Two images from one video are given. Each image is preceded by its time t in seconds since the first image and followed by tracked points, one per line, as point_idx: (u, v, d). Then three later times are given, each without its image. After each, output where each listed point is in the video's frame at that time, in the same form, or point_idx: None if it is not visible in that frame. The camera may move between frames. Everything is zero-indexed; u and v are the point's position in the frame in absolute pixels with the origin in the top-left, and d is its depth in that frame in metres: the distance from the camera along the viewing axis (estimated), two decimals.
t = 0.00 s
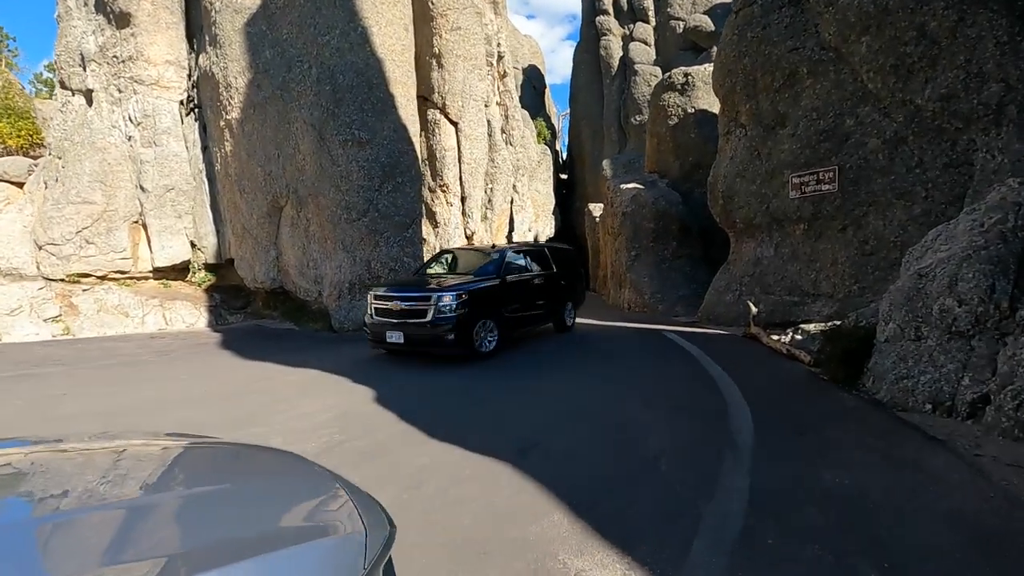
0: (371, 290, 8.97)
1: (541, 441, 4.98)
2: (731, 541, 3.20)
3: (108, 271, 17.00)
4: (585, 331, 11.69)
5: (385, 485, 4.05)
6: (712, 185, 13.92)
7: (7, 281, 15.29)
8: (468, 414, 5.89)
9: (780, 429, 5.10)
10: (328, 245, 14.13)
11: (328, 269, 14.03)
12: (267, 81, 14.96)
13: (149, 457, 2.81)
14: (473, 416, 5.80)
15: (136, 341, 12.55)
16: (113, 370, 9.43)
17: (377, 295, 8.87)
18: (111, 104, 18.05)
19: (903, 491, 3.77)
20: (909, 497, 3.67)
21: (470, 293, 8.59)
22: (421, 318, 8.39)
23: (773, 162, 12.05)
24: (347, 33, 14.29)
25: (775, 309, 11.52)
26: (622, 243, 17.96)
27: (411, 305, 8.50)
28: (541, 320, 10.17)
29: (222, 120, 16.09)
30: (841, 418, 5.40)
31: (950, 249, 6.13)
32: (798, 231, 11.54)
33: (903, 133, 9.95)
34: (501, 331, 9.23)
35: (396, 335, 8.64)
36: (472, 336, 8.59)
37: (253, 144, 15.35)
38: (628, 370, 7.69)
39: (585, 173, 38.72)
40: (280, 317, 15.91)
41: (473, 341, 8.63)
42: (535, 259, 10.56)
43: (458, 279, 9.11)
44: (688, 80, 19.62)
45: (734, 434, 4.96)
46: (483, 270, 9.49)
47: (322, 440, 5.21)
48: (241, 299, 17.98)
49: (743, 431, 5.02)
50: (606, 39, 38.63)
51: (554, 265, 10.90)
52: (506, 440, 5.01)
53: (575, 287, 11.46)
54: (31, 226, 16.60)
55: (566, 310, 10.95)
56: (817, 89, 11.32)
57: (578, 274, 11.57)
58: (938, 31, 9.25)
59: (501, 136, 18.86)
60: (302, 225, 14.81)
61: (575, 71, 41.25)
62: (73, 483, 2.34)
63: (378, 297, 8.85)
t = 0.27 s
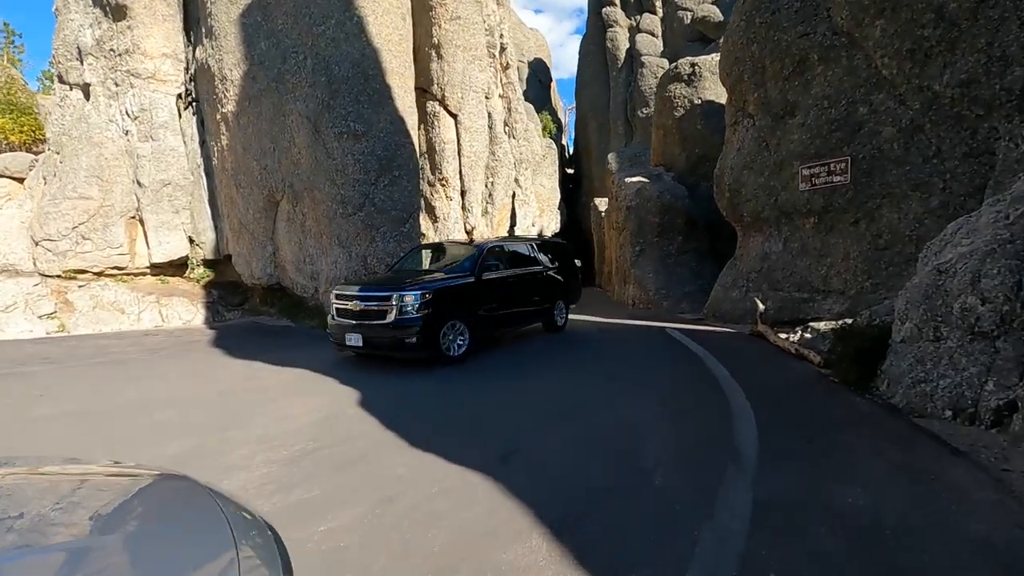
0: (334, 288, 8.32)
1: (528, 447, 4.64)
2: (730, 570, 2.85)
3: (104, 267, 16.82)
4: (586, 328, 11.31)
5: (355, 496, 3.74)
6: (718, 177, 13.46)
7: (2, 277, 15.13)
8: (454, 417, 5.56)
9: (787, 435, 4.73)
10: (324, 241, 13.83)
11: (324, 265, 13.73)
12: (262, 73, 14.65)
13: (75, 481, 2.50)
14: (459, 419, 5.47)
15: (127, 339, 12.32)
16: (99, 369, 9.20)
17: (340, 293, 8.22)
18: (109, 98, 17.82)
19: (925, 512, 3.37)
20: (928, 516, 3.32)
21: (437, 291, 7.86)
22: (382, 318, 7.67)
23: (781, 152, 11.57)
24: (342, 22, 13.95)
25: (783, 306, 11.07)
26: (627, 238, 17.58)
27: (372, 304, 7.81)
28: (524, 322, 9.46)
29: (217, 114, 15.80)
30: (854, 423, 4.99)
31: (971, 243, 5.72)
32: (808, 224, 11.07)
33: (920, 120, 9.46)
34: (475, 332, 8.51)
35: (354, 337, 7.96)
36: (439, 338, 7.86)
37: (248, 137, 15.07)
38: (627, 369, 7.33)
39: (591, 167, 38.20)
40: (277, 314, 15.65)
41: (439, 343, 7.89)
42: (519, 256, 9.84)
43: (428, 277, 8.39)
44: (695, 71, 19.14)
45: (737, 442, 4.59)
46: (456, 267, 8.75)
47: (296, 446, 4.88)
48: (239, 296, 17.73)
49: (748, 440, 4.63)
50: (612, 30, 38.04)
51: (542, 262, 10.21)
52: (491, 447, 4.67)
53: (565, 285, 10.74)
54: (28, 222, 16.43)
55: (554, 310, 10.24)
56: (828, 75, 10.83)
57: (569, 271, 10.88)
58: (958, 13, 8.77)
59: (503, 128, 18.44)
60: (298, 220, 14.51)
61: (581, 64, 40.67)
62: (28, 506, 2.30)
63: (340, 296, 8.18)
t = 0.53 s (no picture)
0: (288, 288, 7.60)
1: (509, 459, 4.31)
2: None
3: (102, 263, 16.73)
4: (586, 327, 10.97)
5: (311, 515, 3.44)
6: (724, 170, 13.03)
7: None
8: (436, 423, 5.24)
9: (790, 447, 4.35)
10: (318, 236, 13.56)
11: (319, 261, 13.47)
12: (257, 66, 14.36)
13: None
14: (439, 426, 5.14)
15: (120, 336, 12.14)
16: (84, 368, 8.99)
17: (294, 293, 7.55)
18: (107, 93, 17.59)
19: (940, 540, 3.00)
20: (943, 545, 2.96)
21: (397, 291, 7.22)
22: (335, 321, 7.04)
23: (790, 144, 11.12)
24: (338, 13, 13.65)
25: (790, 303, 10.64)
26: (631, 234, 17.23)
27: (326, 305, 7.17)
28: (502, 323, 8.83)
29: (214, 108, 15.52)
30: (861, 433, 4.62)
31: (993, 236, 5.29)
32: (817, 218, 10.62)
33: (937, 109, 8.99)
34: (444, 335, 7.89)
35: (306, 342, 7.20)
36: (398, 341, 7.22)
37: (244, 131, 14.81)
38: (624, 372, 6.97)
39: (598, 162, 37.72)
40: (274, 311, 15.44)
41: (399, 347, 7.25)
42: (498, 252, 9.17)
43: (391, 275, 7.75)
44: (701, 62, 18.75)
45: (736, 454, 4.22)
46: (424, 265, 8.09)
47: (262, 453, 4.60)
48: (238, 293, 17.55)
49: (745, 452, 4.27)
50: (619, 23, 37.44)
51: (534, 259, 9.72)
52: (468, 459, 4.35)
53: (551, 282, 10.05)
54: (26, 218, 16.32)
55: (538, 310, 9.59)
56: (839, 62, 10.35)
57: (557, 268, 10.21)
58: None
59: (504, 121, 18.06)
60: (294, 215, 14.25)
61: (588, 58, 40.13)
62: None
63: (296, 295, 7.57)
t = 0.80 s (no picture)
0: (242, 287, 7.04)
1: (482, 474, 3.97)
2: None
3: (97, 260, 16.60)
4: (583, 325, 10.61)
5: (254, 539, 3.12)
6: (728, 163, 12.58)
7: None
8: (409, 431, 4.93)
9: (788, 463, 3.98)
10: (311, 233, 13.28)
11: (312, 258, 13.18)
12: (250, 58, 14.05)
13: None
14: (413, 434, 4.83)
15: (109, 335, 11.93)
16: (65, 367, 8.76)
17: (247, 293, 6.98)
18: (102, 89, 17.30)
19: None
20: None
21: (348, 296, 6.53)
22: (278, 326, 6.35)
23: (796, 135, 10.66)
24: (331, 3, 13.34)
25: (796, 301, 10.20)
26: (634, 230, 16.84)
27: (270, 309, 6.48)
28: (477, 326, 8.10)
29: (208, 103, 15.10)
30: (867, 446, 4.24)
31: (1015, 231, 4.87)
32: (825, 212, 10.16)
33: (952, 96, 8.52)
34: (407, 339, 7.18)
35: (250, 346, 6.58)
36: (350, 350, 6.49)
37: (237, 126, 14.53)
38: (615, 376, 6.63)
39: (603, 157, 37.21)
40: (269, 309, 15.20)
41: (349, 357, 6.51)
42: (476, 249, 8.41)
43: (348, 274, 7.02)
44: (707, 53, 18.32)
45: (729, 471, 3.87)
46: (387, 263, 7.35)
47: (220, 464, 4.30)
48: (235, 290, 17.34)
49: (739, 469, 3.90)
50: (626, 15, 36.84)
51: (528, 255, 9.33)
52: (437, 472, 4.02)
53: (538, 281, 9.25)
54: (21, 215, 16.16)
55: (521, 313, 8.80)
56: (848, 49, 9.86)
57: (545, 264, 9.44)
58: None
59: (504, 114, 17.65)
60: (288, 211, 13.97)
61: (594, 51, 39.58)
62: None
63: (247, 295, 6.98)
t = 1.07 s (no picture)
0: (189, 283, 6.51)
1: (447, 490, 3.64)
2: None
3: (89, 257, 16.39)
4: (578, 325, 10.28)
5: (185, 567, 2.83)
6: (730, 157, 12.19)
7: None
8: (377, 440, 4.60)
9: (782, 480, 3.64)
10: (302, 230, 13.00)
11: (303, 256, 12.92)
12: (240, 52, 13.74)
13: None
14: (382, 443, 4.51)
15: (95, 334, 11.72)
16: (41, 368, 8.51)
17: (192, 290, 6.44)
18: (95, 84, 17.10)
19: None
20: None
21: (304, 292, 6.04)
22: (216, 329, 5.81)
23: (800, 127, 10.26)
24: None
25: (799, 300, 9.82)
26: (634, 227, 16.48)
27: (205, 311, 5.91)
28: (447, 327, 7.54)
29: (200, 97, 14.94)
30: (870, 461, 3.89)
31: None
32: (831, 207, 9.75)
33: (965, 84, 8.09)
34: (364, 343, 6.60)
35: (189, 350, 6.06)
36: (293, 354, 5.87)
37: (228, 121, 14.26)
38: (604, 380, 6.29)
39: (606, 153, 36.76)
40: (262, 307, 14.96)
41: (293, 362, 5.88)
42: (450, 246, 7.82)
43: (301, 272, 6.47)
44: (710, 45, 17.87)
45: (716, 491, 3.51)
46: (345, 260, 6.79)
47: (171, 475, 4.02)
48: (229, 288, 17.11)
49: (727, 486, 3.57)
50: (629, 9, 36.34)
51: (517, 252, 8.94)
52: (400, 487, 3.70)
53: (519, 280, 8.66)
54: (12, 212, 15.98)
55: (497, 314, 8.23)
56: (854, 36, 9.41)
57: (528, 262, 8.85)
58: None
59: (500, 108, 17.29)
60: (279, 208, 13.69)
61: (597, 46, 39.11)
62: None
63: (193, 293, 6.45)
